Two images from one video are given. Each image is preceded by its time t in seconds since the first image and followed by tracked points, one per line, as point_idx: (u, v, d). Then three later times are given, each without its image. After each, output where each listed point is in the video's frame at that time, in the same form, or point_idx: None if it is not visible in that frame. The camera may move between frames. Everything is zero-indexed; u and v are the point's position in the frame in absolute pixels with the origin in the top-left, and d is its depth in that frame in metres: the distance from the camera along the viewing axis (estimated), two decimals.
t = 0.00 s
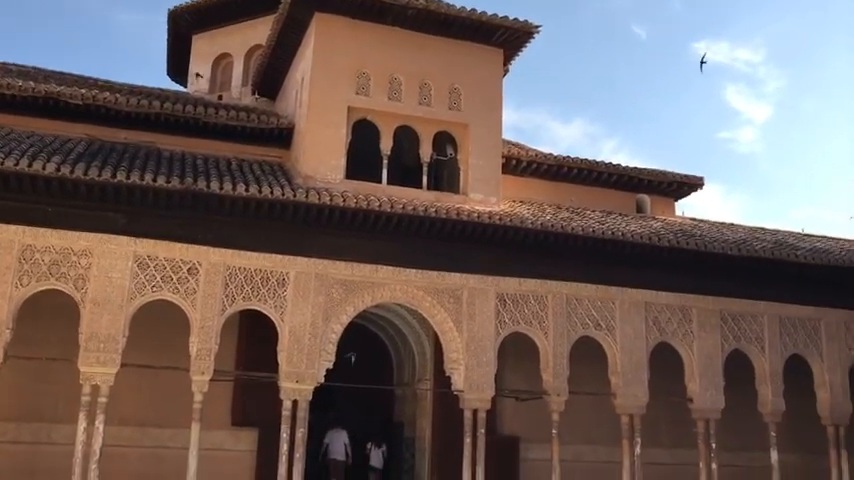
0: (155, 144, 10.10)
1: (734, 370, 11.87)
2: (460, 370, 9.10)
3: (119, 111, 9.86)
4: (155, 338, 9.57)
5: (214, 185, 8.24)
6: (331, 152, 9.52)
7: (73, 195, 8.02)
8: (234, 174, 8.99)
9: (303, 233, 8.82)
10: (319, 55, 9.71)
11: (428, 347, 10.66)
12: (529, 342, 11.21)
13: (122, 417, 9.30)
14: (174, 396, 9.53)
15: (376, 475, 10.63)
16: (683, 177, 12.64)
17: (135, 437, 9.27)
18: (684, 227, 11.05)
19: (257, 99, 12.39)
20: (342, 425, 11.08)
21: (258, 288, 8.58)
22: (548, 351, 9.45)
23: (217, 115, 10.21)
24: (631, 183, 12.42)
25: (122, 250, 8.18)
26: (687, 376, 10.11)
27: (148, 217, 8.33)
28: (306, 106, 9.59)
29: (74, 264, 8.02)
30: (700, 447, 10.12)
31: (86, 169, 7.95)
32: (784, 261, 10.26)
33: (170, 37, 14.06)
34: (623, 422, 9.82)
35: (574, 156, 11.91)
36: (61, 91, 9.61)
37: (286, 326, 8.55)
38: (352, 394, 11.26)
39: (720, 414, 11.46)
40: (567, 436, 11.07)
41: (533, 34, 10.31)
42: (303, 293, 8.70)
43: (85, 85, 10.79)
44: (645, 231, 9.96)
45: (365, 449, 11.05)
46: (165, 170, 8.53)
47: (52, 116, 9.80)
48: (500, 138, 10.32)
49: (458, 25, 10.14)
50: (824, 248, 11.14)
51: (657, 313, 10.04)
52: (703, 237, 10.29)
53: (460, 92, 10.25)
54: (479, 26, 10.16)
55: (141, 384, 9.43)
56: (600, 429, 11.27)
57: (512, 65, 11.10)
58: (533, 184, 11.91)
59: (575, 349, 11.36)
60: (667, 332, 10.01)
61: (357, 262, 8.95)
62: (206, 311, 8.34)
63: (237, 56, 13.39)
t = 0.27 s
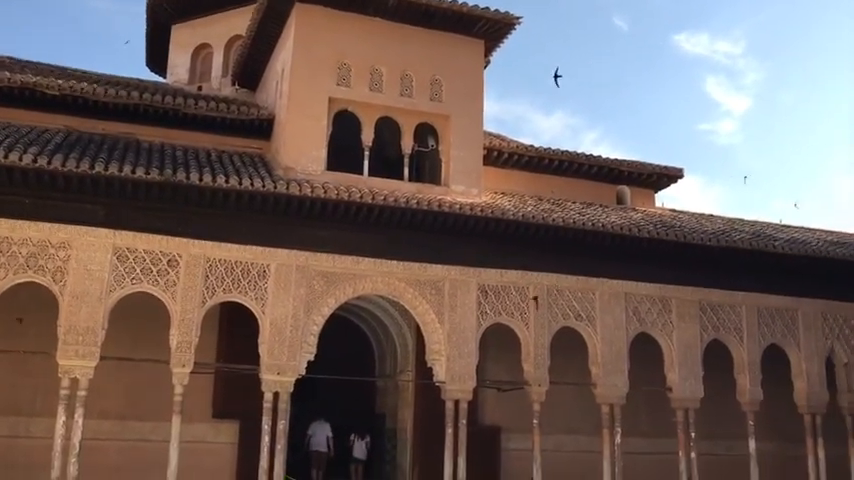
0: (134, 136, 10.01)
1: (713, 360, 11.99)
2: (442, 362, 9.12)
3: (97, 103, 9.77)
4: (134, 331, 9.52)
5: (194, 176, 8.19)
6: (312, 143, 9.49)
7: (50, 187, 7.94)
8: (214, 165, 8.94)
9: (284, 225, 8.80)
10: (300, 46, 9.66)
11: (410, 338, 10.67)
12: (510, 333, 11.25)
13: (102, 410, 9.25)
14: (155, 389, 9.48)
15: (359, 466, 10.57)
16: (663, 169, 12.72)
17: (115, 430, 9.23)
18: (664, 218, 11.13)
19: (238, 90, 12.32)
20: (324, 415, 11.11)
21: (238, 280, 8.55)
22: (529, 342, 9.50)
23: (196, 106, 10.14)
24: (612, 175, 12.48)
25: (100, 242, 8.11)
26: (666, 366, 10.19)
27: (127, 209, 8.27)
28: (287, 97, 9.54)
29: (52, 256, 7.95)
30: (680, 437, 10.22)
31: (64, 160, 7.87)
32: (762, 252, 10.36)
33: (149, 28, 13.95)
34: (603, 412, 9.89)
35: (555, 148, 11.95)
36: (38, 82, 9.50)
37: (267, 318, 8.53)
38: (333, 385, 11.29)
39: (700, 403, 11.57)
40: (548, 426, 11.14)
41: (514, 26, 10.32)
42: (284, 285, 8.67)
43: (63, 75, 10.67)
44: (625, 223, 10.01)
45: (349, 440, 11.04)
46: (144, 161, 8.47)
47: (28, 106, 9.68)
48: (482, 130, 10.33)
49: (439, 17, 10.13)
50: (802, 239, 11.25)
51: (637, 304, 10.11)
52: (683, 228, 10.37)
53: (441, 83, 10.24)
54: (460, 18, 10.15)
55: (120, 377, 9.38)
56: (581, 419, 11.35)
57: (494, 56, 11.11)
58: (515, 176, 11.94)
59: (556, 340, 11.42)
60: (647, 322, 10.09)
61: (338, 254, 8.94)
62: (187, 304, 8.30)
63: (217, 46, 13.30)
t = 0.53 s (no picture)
0: (113, 126, 9.92)
1: (693, 348, 12.09)
2: (425, 351, 9.14)
3: (75, 92, 9.66)
4: (115, 322, 9.46)
5: (174, 166, 8.14)
6: (293, 133, 9.44)
7: (28, 178, 7.85)
8: (195, 155, 8.87)
9: (265, 215, 8.76)
10: (280, 35, 9.60)
11: (393, 328, 10.67)
12: (493, 323, 11.28)
13: (83, 402, 9.19)
14: (137, 381, 9.43)
15: (342, 455, 10.52)
16: (644, 158, 12.77)
17: (96, 423, 9.17)
18: (645, 207, 11.18)
19: (218, 80, 12.23)
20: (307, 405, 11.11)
21: (220, 271, 8.50)
22: (512, 331, 9.53)
23: (176, 96, 10.05)
24: (593, 164, 12.51)
25: (80, 233, 8.04)
26: (648, 354, 10.27)
27: (107, 199, 8.20)
28: (267, 86, 9.48)
29: (31, 248, 7.87)
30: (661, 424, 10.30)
31: (42, 151, 7.79)
32: (742, 240, 10.44)
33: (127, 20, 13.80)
34: (585, 400, 9.95)
35: (536, 137, 11.96)
36: (14, 71, 9.38)
37: (249, 309, 8.50)
38: (315, 375, 11.29)
39: (681, 390, 11.67)
40: (531, 414, 11.20)
41: (495, 15, 10.31)
42: (266, 275, 8.64)
43: (39, 64, 10.54)
44: (606, 211, 10.06)
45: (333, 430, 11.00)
46: (123, 152, 8.39)
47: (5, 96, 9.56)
48: (464, 119, 10.32)
49: (421, 5, 10.10)
50: (781, 227, 11.35)
51: (618, 292, 10.16)
52: (664, 217, 10.43)
53: (423, 72, 10.22)
54: (441, 7, 10.13)
55: (101, 369, 9.32)
56: (563, 407, 11.42)
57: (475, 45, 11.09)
58: (497, 165, 11.95)
59: (538, 329, 11.47)
60: (629, 310, 10.15)
61: (320, 244, 8.92)
62: (168, 295, 8.25)
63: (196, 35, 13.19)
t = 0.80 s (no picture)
0: (93, 114, 9.82)
1: (677, 333, 12.18)
2: (410, 338, 9.14)
3: (54, 80, 9.54)
4: (98, 312, 9.40)
5: (155, 155, 8.07)
6: (276, 120, 9.39)
7: (7, 167, 7.76)
8: (177, 144, 8.81)
9: (248, 204, 8.72)
10: (262, 22, 9.53)
11: (378, 316, 10.67)
12: (478, 310, 11.31)
13: (66, 393, 9.14)
14: (120, 371, 9.38)
15: (327, 443, 10.58)
16: (628, 144, 12.80)
17: (80, 413, 9.12)
18: (629, 193, 11.22)
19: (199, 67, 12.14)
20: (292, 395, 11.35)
21: (203, 260, 8.46)
22: (497, 318, 9.55)
23: (158, 83, 9.96)
24: (577, 151, 12.53)
25: (61, 223, 7.97)
26: (631, 339, 10.33)
27: (88, 188, 8.13)
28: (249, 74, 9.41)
29: (11, 238, 7.79)
30: (645, 408, 10.38)
31: (22, 140, 7.70)
32: (724, 226, 10.50)
33: (105, 10, 13.65)
34: (570, 386, 10.00)
35: (520, 124, 11.96)
36: None
37: (233, 298, 8.47)
38: (301, 365, 11.55)
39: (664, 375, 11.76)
40: (516, 400, 11.25)
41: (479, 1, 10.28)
42: (249, 264, 8.61)
43: (18, 52, 10.41)
44: (590, 198, 10.09)
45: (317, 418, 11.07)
46: (105, 140, 8.32)
47: None
48: (447, 106, 10.29)
49: None
50: (763, 212, 11.42)
51: (602, 278, 10.20)
52: (647, 203, 10.47)
53: (407, 59, 10.18)
54: None
55: (84, 359, 9.27)
56: (548, 393, 11.47)
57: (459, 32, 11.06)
58: (481, 152, 11.94)
59: (523, 315, 11.50)
60: (612, 296, 10.19)
61: (304, 232, 8.89)
62: (151, 285, 8.20)
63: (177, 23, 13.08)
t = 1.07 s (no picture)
0: (76, 100, 9.72)
1: (662, 317, 12.26)
2: (397, 324, 9.16)
3: (36, 66, 9.44)
4: (83, 300, 9.35)
5: (139, 141, 8.01)
6: (261, 106, 9.33)
7: None
8: (161, 130, 8.75)
9: (233, 190, 8.68)
10: (246, 6, 9.45)
11: (365, 302, 10.67)
12: (465, 295, 11.33)
13: (52, 381, 9.09)
14: (106, 359, 9.35)
15: (313, 429, 10.59)
16: (613, 129, 12.81)
17: (66, 401, 9.09)
18: (614, 178, 11.25)
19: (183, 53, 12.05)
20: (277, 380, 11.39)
21: (188, 247, 8.42)
22: (483, 303, 9.57)
23: (141, 69, 9.88)
24: (563, 136, 12.53)
25: (44, 210, 7.91)
26: (617, 323, 10.39)
27: (71, 175, 8.06)
28: (234, 59, 9.35)
29: None
30: (630, 392, 10.46)
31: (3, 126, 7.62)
32: (709, 210, 10.56)
33: None
34: (556, 370, 10.05)
35: (506, 109, 11.95)
36: None
37: (219, 285, 8.44)
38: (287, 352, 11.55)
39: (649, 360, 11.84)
40: (503, 385, 11.31)
41: None
42: (235, 251, 8.58)
43: None
44: (576, 183, 10.11)
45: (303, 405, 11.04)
46: (88, 126, 8.25)
47: None
48: (433, 91, 10.27)
49: None
50: (747, 197, 11.48)
51: (588, 263, 10.24)
52: (632, 188, 10.50)
53: (392, 44, 10.13)
54: None
55: (70, 347, 9.23)
56: (535, 378, 11.53)
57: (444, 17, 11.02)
58: (467, 138, 11.93)
59: (509, 301, 11.54)
60: (598, 281, 10.24)
61: (289, 219, 8.86)
62: (136, 272, 8.16)
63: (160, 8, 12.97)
